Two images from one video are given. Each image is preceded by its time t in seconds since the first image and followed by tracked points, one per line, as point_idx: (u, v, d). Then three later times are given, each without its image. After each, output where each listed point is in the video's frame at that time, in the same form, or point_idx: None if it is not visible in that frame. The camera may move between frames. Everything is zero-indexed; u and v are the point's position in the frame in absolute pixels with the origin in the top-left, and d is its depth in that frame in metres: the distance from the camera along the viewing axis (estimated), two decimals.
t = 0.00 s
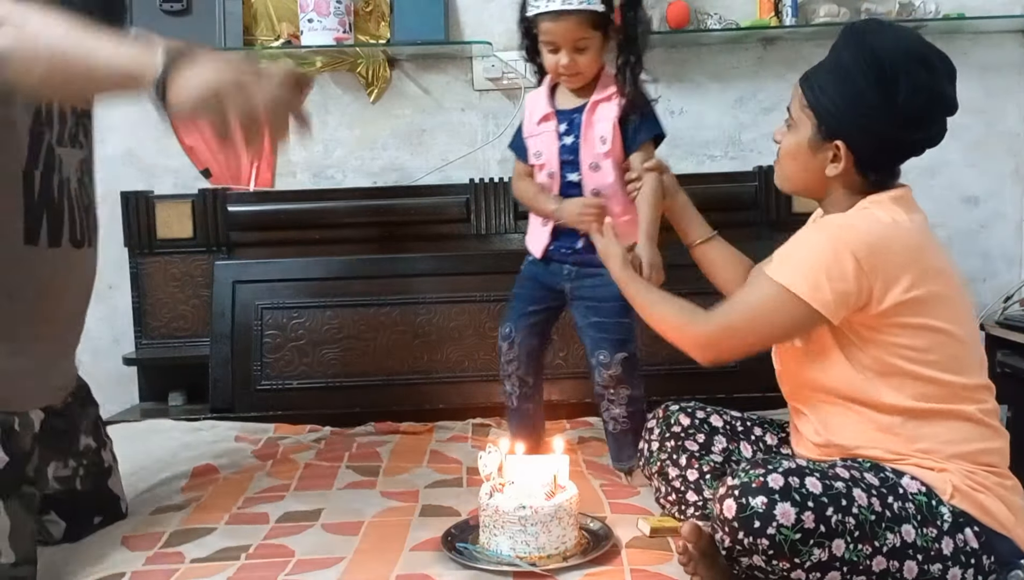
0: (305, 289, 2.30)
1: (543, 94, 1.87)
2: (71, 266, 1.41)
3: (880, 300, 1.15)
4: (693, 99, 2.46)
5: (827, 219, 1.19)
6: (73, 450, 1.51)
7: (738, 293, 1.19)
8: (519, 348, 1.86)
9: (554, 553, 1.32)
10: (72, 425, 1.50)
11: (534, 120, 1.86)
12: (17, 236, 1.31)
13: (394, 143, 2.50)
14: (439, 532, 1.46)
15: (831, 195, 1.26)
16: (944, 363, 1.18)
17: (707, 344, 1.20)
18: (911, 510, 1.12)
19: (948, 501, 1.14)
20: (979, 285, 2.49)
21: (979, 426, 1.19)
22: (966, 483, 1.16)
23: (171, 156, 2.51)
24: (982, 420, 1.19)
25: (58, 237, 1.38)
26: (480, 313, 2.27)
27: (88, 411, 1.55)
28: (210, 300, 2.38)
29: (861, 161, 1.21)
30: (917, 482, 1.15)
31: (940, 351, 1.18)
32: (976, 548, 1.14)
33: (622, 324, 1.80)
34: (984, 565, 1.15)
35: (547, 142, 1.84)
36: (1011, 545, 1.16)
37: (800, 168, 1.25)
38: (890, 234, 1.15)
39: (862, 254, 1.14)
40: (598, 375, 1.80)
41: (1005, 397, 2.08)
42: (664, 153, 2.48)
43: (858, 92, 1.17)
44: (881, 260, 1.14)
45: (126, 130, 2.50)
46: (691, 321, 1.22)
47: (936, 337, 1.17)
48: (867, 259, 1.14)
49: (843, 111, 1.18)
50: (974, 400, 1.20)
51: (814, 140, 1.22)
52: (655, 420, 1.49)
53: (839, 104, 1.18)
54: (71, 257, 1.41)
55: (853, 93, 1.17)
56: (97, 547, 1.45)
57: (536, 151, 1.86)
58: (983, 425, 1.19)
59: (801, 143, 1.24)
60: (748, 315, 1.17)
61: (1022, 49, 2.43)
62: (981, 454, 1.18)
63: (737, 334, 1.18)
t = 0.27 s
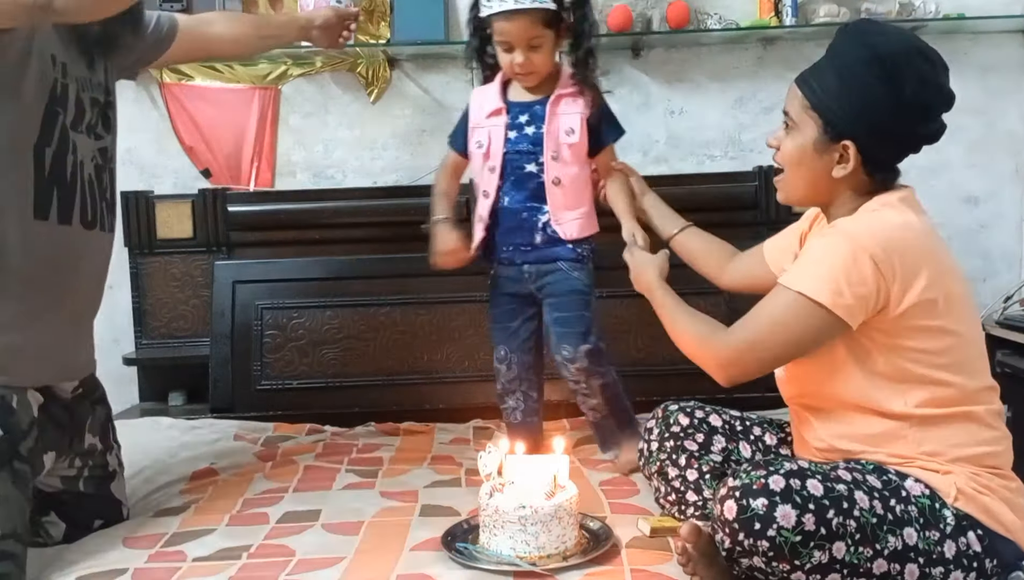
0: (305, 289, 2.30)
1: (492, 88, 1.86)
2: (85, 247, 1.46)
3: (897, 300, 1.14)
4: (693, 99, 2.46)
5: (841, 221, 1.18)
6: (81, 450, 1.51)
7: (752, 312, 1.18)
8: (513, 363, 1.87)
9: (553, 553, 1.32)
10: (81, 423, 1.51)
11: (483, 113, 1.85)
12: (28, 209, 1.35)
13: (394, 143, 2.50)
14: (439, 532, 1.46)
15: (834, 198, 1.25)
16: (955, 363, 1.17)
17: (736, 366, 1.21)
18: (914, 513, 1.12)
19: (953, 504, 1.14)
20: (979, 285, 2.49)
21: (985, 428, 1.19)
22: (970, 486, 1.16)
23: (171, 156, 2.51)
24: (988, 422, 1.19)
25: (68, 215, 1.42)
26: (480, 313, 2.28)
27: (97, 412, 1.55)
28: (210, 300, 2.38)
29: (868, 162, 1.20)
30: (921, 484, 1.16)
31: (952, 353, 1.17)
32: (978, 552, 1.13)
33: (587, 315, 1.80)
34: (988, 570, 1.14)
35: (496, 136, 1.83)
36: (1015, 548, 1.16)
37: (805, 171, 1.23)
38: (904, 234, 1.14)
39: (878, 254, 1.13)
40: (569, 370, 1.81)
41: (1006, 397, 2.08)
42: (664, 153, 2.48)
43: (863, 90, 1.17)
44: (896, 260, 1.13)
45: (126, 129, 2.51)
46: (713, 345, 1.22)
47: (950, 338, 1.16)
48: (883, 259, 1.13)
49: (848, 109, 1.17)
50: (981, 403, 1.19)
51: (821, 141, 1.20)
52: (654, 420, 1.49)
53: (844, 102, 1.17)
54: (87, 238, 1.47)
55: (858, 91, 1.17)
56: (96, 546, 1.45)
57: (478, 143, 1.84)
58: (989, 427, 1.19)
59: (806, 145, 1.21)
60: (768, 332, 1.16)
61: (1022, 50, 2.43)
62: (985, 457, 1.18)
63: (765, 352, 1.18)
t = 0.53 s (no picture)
0: (305, 289, 2.30)
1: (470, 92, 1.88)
2: (97, 260, 1.48)
3: (902, 303, 1.13)
4: (693, 99, 2.46)
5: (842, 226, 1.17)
6: (84, 455, 1.52)
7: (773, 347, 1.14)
8: (516, 367, 1.89)
9: (553, 553, 1.32)
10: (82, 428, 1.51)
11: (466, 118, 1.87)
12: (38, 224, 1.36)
13: (394, 143, 2.50)
14: (439, 532, 1.46)
15: (834, 199, 1.25)
16: (956, 364, 1.17)
17: (778, 404, 1.12)
18: (914, 512, 1.12)
19: (951, 503, 1.14)
20: (979, 285, 2.49)
21: (986, 427, 1.19)
22: (969, 485, 1.16)
23: (171, 156, 2.51)
24: (989, 421, 1.19)
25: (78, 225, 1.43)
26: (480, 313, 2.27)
27: (97, 418, 1.56)
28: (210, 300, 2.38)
29: (869, 163, 1.20)
30: (921, 484, 1.16)
31: (951, 353, 1.16)
32: (978, 551, 1.14)
33: (576, 300, 1.81)
34: (987, 569, 1.14)
35: (489, 140, 1.86)
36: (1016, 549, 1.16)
37: (805, 171, 1.22)
38: (904, 234, 1.14)
39: (883, 256, 1.12)
40: (548, 350, 1.77)
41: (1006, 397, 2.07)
42: (664, 153, 2.48)
43: (866, 88, 1.16)
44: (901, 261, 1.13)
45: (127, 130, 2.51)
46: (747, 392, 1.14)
47: (950, 338, 1.16)
48: (887, 261, 1.12)
49: (851, 107, 1.17)
50: (982, 403, 1.19)
51: (823, 141, 1.20)
52: (655, 420, 1.50)
53: (847, 100, 1.17)
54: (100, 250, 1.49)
55: (862, 89, 1.16)
56: (96, 547, 1.45)
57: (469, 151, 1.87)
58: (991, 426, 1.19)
59: (808, 145, 1.21)
60: (795, 356, 1.11)
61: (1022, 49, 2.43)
62: (987, 457, 1.18)
63: (798, 378, 1.11)
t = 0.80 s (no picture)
0: (305, 289, 2.31)
1: (466, 167, 1.96)
2: (97, 298, 1.46)
3: (925, 306, 1.12)
4: (693, 99, 2.46)
5: (859, 228, 1.15)
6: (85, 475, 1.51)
7: (836, 379, 1.10)
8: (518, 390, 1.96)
9: (553, 553, 1.32)
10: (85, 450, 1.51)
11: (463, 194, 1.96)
12: (36, 262, 1.34)
13: (394, 143, 2.50)
14: (439, 532, 1.46)
15: (833, 200, 1.25)
16: (963, 365, 1.17)
17: (872, 430, 1.08)
18: (915, 513, 1.13)
19: (954, 504, 1.16)
20: (979, 285, 2.49)
21: (987, 426, 1.19)
22: (973, 486, 1.17)
23: (171, 156, 2.51)
24: (990, 421, 1.19)
25: (56, 267, 1.36)
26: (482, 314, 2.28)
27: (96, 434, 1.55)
28: (210, 300, 2.38)
29: (869, 164, 1.20)
30: (922, 485, 1.17)
31: (958, 355, 1.16)
32: (979, 553, 1.14)
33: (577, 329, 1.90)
34: (988, 570, 1.15)
35: (481, 221, 1.94)
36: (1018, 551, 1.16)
37: (805, 172, 1.22)
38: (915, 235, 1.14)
39: (907, 258, 1.10)
40: (546, 372, 1.86)
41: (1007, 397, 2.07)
42: (664, 153, 2.48)
43: (869, 88, 1.16)
44: (920, 261, 1.11)
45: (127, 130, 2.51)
46: (824, 432, 1.09)
47: (959, 339, 1.16)
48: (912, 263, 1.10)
49: (854, 107, 1.17)
50: (984, 404, 1.19)
51: (824, 142, 1.20)
52: (654, 420, 1.50)
53: (850, 100, 1.17)
54: (99, 289, 1.46)
55: (866, 89, 1.16)
56: (96, 548, 1.45)
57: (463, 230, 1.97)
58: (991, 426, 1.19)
59: (808, 145, 1.21)
60: (860, 377, 1.08)
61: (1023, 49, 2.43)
62: (989, 458, 1.18)
63: (875, 398, 1.08)
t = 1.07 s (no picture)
0: (306, 289, 2.31)
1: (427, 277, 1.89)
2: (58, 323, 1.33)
3: (935, 311, 1.13)
4: (693, 98, 2.46)
5: (868, 235, 1.15)
6: (75, 475, 1.51)
7: (854, 391, 1.11)
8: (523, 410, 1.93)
9: (553, 553, 1.32)
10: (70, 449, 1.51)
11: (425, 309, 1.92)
12: None
13: (394, 143, 2.50)
14: (439, 532, 1.46)
15: (831, 206, 1.25)
16: (970, 365, 1.17)
17: (895, 442, 1.10)
18: (916, 515, 1.13)
19: (955, 506, 1.17)
20: (979, 285, 2.49)
21: (987, 427, 1.19)
22: (974, 487, 1.18)
23: (171, 156, 2.51)
24: (990, 422, 1.20)
25: (38, 292, 1.28)
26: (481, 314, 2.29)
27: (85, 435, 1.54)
28: (210, 301, 2.38)
29: (863, 165, 1.20)
30: (925, 487, 1.17)
31: (962, 356, 1.17)
32: (981, 555, 1.14)
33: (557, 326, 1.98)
34: (989, 573, 1.15)
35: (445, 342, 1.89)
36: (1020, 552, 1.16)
37: (798, 182, 1.23)
38: (921, 238, 1.14)
39: (917, 264, 1.11)
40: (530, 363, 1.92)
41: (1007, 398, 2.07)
42: (664, 153, 2.48)
43: (851, 88, 1.17)
44: (929, 267, 1.12)
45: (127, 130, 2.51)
46: (847, 445, 1.11)
47: (963, 340, 1.16)
48: (921, 269, 1.11)
49: (838, 109, 1.17)
50: (985, 406, 1.20)
51: (813, 150, 1.20)
52: (653, 421, 1.50)
53: (833, 101, 1.17)
54: (56, 314, 1.32)
55: (846, 90, 1.17)
56: (95, 550, 1.44)
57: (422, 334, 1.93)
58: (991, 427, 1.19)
59: (798, 155, 1.21)
60: (880, 389, 1.09)
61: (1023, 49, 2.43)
62: (991, 458, 1.19)
63: (895, 408, 1.09)
